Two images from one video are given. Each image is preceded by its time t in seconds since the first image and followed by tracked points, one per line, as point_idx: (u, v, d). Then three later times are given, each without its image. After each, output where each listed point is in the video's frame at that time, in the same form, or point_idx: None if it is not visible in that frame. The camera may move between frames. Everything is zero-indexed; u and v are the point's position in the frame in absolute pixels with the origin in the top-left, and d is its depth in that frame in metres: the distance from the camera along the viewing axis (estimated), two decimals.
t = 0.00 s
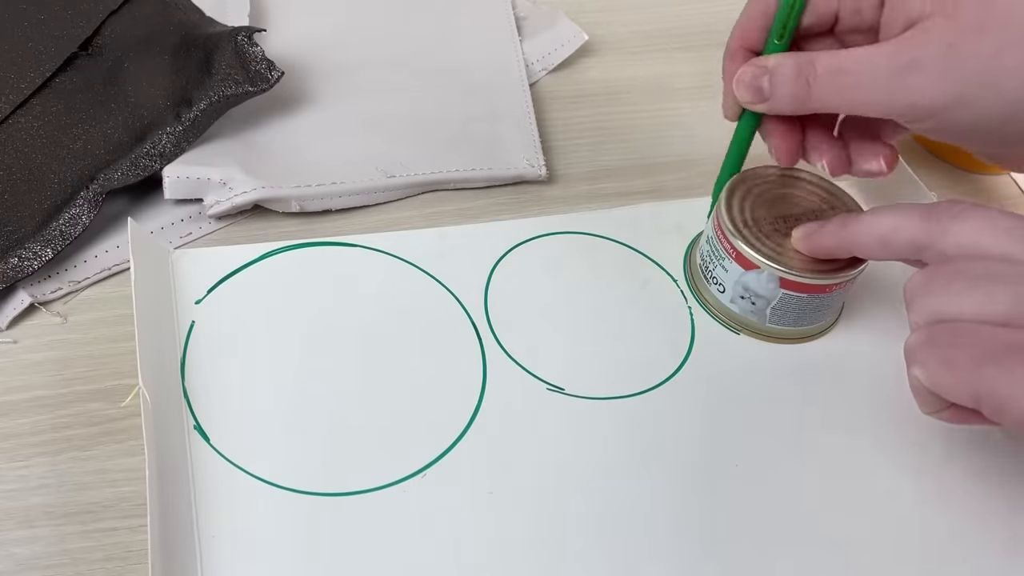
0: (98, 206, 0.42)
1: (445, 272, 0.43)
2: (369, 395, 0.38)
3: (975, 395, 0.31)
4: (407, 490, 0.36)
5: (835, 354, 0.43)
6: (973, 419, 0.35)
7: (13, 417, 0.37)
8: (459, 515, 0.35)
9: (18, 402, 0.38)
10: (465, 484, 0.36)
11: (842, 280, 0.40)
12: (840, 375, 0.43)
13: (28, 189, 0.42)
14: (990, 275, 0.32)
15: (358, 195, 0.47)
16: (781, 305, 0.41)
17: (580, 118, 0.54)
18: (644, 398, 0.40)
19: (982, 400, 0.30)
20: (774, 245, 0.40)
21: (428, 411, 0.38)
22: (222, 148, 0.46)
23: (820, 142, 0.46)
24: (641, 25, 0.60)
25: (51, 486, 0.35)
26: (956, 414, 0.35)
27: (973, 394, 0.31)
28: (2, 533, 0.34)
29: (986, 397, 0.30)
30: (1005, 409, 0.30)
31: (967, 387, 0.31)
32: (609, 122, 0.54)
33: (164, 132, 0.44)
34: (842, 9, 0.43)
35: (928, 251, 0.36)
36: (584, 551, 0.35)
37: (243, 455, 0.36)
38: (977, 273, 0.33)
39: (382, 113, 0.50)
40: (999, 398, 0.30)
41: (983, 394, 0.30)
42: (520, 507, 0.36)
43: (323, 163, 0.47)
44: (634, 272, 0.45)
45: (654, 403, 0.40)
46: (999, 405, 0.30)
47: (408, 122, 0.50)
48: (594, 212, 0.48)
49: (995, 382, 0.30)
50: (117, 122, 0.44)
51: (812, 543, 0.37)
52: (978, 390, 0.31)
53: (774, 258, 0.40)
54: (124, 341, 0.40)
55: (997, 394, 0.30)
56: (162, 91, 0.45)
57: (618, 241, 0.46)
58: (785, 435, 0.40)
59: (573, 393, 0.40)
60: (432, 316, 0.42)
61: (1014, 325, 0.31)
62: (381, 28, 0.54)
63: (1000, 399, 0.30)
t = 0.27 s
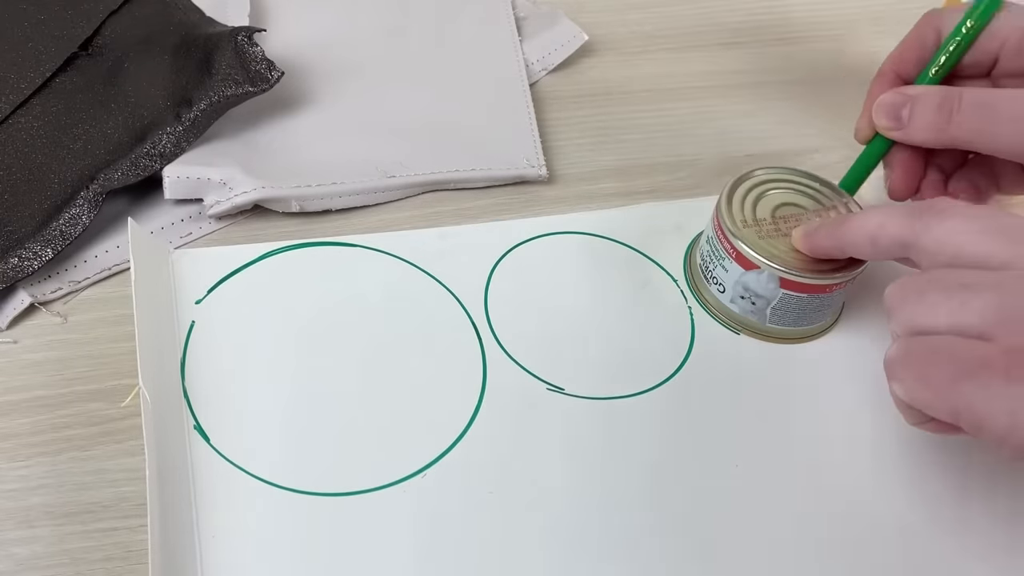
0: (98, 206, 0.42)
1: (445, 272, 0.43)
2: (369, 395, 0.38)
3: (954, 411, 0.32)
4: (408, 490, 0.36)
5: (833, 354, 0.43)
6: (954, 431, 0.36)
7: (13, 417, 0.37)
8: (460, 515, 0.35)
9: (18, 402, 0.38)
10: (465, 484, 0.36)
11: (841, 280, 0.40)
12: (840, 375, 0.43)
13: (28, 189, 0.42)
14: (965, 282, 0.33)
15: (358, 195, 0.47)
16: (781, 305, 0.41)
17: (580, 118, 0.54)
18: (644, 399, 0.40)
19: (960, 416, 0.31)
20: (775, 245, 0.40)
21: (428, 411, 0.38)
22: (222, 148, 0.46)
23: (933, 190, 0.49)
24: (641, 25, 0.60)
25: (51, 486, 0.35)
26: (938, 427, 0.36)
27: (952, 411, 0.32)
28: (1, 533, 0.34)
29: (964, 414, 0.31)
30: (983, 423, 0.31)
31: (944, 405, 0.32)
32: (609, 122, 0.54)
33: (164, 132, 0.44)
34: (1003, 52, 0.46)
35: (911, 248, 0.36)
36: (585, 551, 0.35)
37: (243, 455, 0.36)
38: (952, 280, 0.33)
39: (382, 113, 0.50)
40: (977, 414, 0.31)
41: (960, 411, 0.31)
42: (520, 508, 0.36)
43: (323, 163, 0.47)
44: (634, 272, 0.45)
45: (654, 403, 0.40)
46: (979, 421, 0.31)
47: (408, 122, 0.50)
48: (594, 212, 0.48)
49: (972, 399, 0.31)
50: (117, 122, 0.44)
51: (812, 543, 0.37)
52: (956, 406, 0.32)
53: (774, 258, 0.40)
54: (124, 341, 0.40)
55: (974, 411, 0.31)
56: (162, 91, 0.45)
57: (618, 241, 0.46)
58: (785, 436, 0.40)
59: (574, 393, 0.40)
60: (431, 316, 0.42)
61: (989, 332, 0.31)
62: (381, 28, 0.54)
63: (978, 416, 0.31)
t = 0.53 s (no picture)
0: (98, 206, 0.42)
1: (446, 272, 0.43)
2: (369, 395, 0.38)
3: (880, 439, 0.34)
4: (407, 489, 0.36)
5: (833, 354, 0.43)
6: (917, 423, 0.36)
7: (14, 417, 0.37)
8: (459, 514, 0.35)
9: (18, 402, 0.38)
10: (466, 484, 0.36)
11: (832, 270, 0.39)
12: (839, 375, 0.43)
13: (29, 189, 0.42)
14: (880, 302, 0.33)
15: (358, 195, 0.47)
16: (781, 305, 0.41)
17: (580, 118, 0.54)
18: (643, 399, 0.40)
19: (884, 444, 0.34)
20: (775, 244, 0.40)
21: (427, 412, 0.38)
22: (222, 148, 0.46)
23: None
24: (642, 25, 0.60)
25: (51, 486, 0.35)
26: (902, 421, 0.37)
27: (879, 438, 0.34)
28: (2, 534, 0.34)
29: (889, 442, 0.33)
30: (904, 449, 0.33)
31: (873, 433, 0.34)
32: (609, 122, 0.54)
33: (164, 132, 0.45)
34: None
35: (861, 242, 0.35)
36: (585, 551, 0.35)
37: (243, 454, 0.36)
38: (869, 300, 0.33)
39: (382, 113, 0.50)
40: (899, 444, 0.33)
41: (885, 440, 0.33)
42: (520, 508, 0.36)
43: (323, 163, 0.47)
44: (634, 272, 0.45)
45: (654, 403, 0.40)
46: (904, 450, 0.33)
47: (408, 122, 0.50)
48: (594, 212, 0.48)
49: (893, 430, 0.33)
50: (117, 122, 0.44)
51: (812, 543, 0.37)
52: (880, 435, 0.34)
53: (774, 258, 0.40)
54: (124, 341, 0.40)
55: (901, 443, 0.33)
56: (162, 91, 0.45)
57: (618, 241, 0.46)
58: (783, 436, 0.40)
59: (574, 393, 0.40)
60: (431, 316, 0.42)
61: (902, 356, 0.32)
62: (381, 28, 0.54)
63: (902, 447, 0.33)
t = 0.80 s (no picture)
0: (98, 206, 0.42)
1: (446, 272, 0.43)
2: (369, 395, 0.38)
3: (865, 480, 0.33)
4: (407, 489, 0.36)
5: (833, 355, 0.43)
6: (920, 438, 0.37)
7: (14, 417, 0.37)
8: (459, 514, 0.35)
9: (18, 402, 0.38)
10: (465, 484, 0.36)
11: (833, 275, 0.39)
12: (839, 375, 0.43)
13: (29, 189, 0.42)
14: (869, 344, 0.33)
15: (358, 195, 0.47)
16: (781, 305, 0.41)
17: (580, 118, 0.54)
18: (643, 399, 0.40)
19: (868, 484, 0.33)
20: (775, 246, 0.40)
21: (427, 412, 0.38)
22: (222, 148, 0.46)
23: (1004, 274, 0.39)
24: (642, 24, 0.60)
25: (52, 486, 0.35)
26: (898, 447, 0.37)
27: (864, 479, 0.33)
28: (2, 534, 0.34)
29: (874, 483, 0.33)
30: (889, 490, 0.33)
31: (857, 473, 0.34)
32: (609, 121, 0.54)
33: (164, 132, 0.45)
34: None
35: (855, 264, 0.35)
36: (585, 552, 0.35)
37: (242, 454, 0.36)
38: (861, 341, 0.33)
39: (382, 113, 0.50)
40: (884, 486, 0.33)
41: (870, 481, 0.33)
42: (520, 508, 0.36)
43: (323, 163, 0.47)
44: (633, 272, 0.45)
45: (654, 404, 0.40)
46: (889, 492, 0.33)
47: (408, 122, 0.50)
48: (594, 213, 0.48)
49: (880, 473, 0.32)
50: (117, 122, 0.44)
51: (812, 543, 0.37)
52: (866, 476, 0.33)
53: (774, 258, 0.40)
54: (124, 341, 0.40)
55: (888, 486, 0.32)
56: (162, 91, 0.45)
57: (618, 241, 0.46)
58: (783, 437, 0.40)
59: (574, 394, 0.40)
60: (431, 316, 0.42)
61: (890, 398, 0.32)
62: (381, 27, 0.54)
63: (888, 489, 0.33)
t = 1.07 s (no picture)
0: (98, 206, 0.42)
1: (446, 272, 0.43)
2: (368, 395, 0.38)
3: (838, 506, 0.33)
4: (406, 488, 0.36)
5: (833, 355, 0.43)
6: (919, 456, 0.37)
7: (14, 417, 0.37)
8: (458, 514, 0.35)
9: (18, 402, 0.38)
10: (465, 484, 0.36)
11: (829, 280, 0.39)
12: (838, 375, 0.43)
13: (29, 189, 0.42)
14: (848, 367, 0.33)
15: (358, 195, 0.47)
16: (781, 306, 0.41)
17: (580, 118, 0.54)
18: (643, 399, 0.40)
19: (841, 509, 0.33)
20: (775, 246, 0.40)
21: (427, 412, 0.38)
22: (221, 148, 0.46)
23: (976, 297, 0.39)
24: (642, 24, 0.60)
25: (51, 486, 0.35)
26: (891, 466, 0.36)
27: (837, 505, 0.33)
28: (2, 534, 0.34)
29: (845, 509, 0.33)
30: (859, 518, 0.32)
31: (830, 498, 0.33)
32: (609, 121, 0.54)
33: (164, 132, 0.44)
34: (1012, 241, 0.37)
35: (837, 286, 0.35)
36: (584, 552, 0.35)
37: (242, 454, 0.36)
38: (841, 362, 0.33)
39: (382, 113, 0.50)
40: (852, 513, 0.32)
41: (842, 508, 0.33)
42: (519, 508, 0.36)
43: (323, 163, 0.47)
44: (633, 272, 0.45)
45: (654, 404, 0.40)
46: (859, 520, 0.32)
47: (408, 122, 0.50)
48: (593, 213, 0.48)
49: (848, 501, 0.32)
50: (117, 122, 0.44)
51: (812, 543, 0.37)
52: (837, 502, 0.33)
53: (774, 258, 0.40)
54: (124, 340, 0.40)
55: (855, 513, 0.32)
56: (161, 91, 0.45)
57: (618, 241, 0.46)
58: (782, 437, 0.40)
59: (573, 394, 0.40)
60: (431, 317, 0.41)
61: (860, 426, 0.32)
62: (381, 27, 0.54)
63: (856, 517, 0.32)
